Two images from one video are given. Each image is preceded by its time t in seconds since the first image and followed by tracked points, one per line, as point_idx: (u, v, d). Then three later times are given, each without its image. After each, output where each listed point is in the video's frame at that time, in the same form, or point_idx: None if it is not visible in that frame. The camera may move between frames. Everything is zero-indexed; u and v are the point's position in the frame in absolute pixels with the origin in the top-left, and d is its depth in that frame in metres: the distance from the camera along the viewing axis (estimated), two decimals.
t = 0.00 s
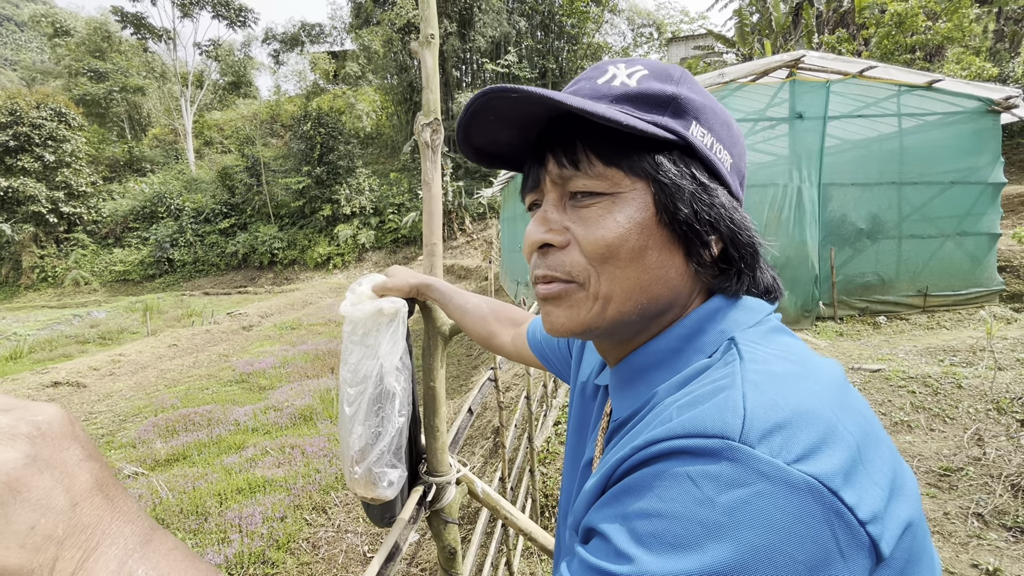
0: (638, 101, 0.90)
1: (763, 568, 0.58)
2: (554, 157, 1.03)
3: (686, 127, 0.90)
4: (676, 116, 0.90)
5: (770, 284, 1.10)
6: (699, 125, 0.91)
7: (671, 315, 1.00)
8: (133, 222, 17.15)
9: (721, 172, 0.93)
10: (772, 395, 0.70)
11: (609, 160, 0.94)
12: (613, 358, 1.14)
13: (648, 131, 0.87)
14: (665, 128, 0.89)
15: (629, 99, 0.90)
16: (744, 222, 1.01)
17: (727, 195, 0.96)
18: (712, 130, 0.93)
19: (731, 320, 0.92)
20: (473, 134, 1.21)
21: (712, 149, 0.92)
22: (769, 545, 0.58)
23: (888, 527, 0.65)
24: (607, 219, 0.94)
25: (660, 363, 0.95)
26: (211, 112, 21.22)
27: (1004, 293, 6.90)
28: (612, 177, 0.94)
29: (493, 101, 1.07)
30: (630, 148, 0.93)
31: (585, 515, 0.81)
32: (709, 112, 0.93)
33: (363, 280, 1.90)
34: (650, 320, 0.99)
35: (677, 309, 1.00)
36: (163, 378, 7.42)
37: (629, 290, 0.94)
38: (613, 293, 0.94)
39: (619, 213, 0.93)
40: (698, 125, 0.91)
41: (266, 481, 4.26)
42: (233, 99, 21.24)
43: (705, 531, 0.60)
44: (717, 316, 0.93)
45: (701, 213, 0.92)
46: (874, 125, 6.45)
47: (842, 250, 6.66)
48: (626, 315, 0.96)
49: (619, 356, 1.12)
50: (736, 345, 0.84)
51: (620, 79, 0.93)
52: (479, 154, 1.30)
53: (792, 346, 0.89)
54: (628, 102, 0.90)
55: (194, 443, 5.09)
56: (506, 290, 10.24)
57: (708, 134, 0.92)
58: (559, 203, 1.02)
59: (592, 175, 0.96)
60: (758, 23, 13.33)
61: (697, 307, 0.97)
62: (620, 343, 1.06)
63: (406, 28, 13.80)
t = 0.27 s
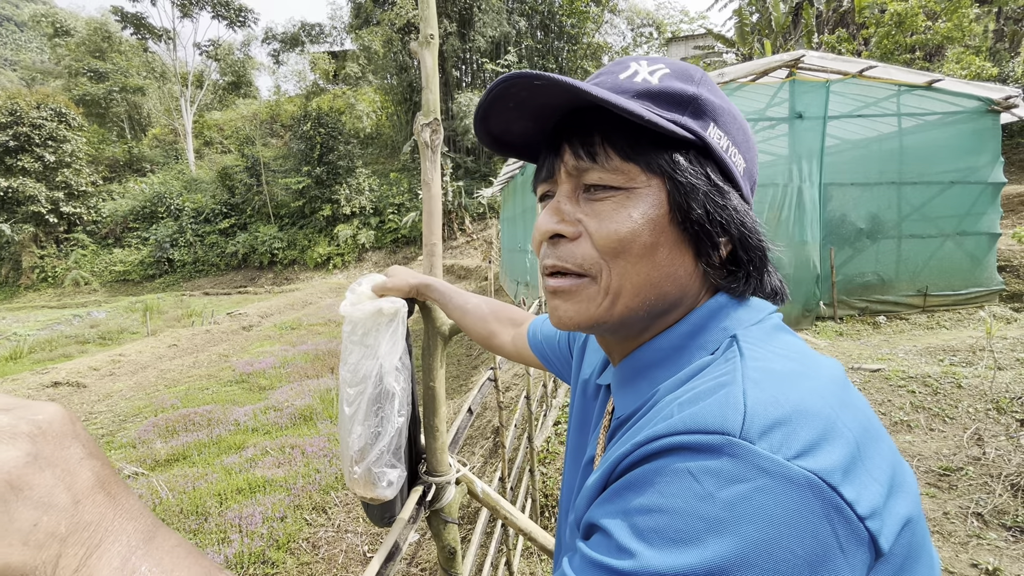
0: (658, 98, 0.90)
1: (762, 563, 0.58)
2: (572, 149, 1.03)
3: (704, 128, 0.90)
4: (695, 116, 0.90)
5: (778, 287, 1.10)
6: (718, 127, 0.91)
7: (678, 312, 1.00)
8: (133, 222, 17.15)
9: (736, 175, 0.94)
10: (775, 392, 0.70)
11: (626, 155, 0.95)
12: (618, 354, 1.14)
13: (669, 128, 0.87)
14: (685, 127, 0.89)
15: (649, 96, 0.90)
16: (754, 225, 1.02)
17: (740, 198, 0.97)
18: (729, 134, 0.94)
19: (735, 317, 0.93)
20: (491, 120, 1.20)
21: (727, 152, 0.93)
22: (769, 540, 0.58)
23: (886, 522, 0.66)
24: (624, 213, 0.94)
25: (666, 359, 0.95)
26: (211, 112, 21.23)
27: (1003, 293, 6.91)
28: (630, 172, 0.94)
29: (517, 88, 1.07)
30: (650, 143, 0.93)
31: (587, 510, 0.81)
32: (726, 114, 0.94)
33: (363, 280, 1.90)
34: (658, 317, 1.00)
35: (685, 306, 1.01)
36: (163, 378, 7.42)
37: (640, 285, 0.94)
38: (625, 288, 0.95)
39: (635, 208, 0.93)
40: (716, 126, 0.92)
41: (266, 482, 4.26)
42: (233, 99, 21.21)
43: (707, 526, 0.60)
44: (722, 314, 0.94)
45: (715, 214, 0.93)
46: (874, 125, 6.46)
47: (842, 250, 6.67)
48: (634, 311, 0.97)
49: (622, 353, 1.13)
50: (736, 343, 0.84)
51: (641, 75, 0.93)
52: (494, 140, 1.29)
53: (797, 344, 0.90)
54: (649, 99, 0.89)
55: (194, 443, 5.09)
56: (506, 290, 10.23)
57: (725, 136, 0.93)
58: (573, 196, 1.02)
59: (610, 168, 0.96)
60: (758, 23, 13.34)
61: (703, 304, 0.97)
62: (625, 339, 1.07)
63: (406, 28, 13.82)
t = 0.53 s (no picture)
0: (656, 102, 0.90)
1: (761, 561, 0.58)
2: (572, 152, 1.03)
3: (702, 131, 0.91)
4: (693, 119, 0.90)
5: (779, 288, 1.10)
6: (715, 129, 0.91)
7: (676, 313, 1.01)
8: (133, 222, 17.14)
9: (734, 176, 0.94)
10: (773, 392, 0.71)
11: (623, 157, 0.95)
12: (619, 354, 1.15)
13: (664, 132, 0.87)
14: (681, 130, 0.89)
15: (646, 99, 0.90)
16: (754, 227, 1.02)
17: (738, 199, 0.97)
18: (728, 134, 0.93)
19: (732, 319, 0.93)
20: (494, 124, 1.22)
21: (726, 153, 0.93)
22: (767, 539, 0.59)
23: (882, 521, 0.66)
24: (620, 215, 0.95)
25: (665, 360, 0.96)
26: (210, 112, 21.21)
27: (1003, 293, 6.94)
28: (627, 175, 0.94)
29: (514, 93, 1.08)
30: (646, 146, 0.94)
31: (588, 510, 0.82)
32: (725, 116, 0.94)
33: (364, 279, 1.90)
34: (656, 318, 1.00)
35: (683, 307, 1.01)
36: (163, 378, 7.42)
37: (637, 287, 0.95)
38: (621, 290, 0.95)
39: (631, 211, 0.94)
40: (715, 128, 0.92)
41: (266, 481, 4.27)
42: (233, 99, 21.17)
43: (706, 525, 0.61)
44: (721, 314, 0.94)
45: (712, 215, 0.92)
46: (874, 125, 6.47)
47: (842, 250, 6.66)
48: (632, 312, 0.98)
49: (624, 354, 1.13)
50: (736, 343, 0.85)
51: (640, 78, 0.93)
52: (497, 142, 1.31)
53: (794, 345, 0.90)
54: (646, 102, 0.90)
55: (194, 442, 5.09)
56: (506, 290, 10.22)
57: (724, 137, 0.92)
58: (572, 198, 1.03)
59: (607, 171, 0.96)
60: (758, 23, 13.35)
61: (702, 305, 0.98)
62: (625, 340, 1.07)
63: (406, 28, 13.82)
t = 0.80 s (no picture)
0: (635, 108, 0.90)
1: (749, 562, 0.58)
2: (556, 159, 1.04)
3: (682, 133, 0.89)
4: (673, 122, 0.90)
5: (775, 291, 1.08)
6: (697, 131, 0.90)
7: (662, 317, 1.01)
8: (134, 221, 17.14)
9: (719, 178, 0.92)
10: (761, 394, 0.71)
11: (603, 164, 0.95)
12: (612, 357, 1.15)
13: (641, 137, 0.87)
14: (660, 134, 0.89)
15: (626, 107, 0.91)
16: (744, 229, 0.98)
17: (725, 202, 0.95)
18: (711, 136, 0.92)
19: (721, 322, 0.92)
20: (484, 135, 1.24)
21: (710, 155, 0.91)
22: (756, 540, 0.59)
23: (873, 522, 0.66)
24: (599, 221, 0.95)
25: (654, 364, 0.96)
26: (211, 111, 21.19)
27: (1003, 294, 6.93)
28: (606, 181, 0.95)
29: (496, 106, 1.10)
30: (627, 151, 0.94)
31: (580, 512, 0.82)
32: (710, 117, 0.91)
33: (363, 279, 1.91)
34: (642, 322, 1.00)
35: (671, 310, 1.00)
36: (163, 377, 7.42)
37: (618, 291, 0.95)
38: (602, 294, 0.96)
39: (610, 216, 0.94)
40: (697, 131, 0.90)
41: (265, 481, 4.27)
42: (233, 98, 21.14)
43: (696, 526, 0.60)
44: (710, 317, 0.93)
45: (695, 217, 0.91)
46: (874, 125, 6.46)
47: (842, 250, 6.70)
48: (616, 315, 0.98)
49: (617, 357, 1.13)
50: (727, 345, 0.85)
51: (621, 85, 0.93)
52: (490, 153, 1.32)
53: (783, 347, 0.88)
54: (625, 108, 0.91)
55: (194, 441, 5.09)
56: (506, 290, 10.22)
57: (707, 139, 0.91)
58: (558, 204, 1.04)
59: (587, 178, 0.97)
60: (759, 23, 13.32)
61: (689, 310, 0.97)
62: (617, 342, 1.07)
63: (407, 27, 13.81)
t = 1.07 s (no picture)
0: (621, 108, 0.91)
1: (746, 560, 0.58)
2: (546, 160, 1.05)
3: (670, 131, 0.89)
4: (660, 120, 0.89)
5: (773, 290, 1.07)
6: (685, 128, 0.89)
7: (655, 316, 1.01)
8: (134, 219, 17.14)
9: (710, 176, 0.91)
10: (758, 391, 0.71)
11: (591, 163, 0.96)
12: (609, 355, 1.15)
13: (627, 137, 0.87)
14: (645, 133, 0.89)
15: (613, 106, 0.91)
16: (737, 228, 0.97)
17: (717, 199, 0.94)
18: (701, 132, 0.91)
19: (715, 320, 0.92)
20: (479, 139, 1.25)
21: (700, 152, 0.91)
22: (753, 537, 0.59)
23: (872, 519, 0.66)
24: (586, 220, 0.95)
25: (647, 364, 0.96)
26: (212, 109, 21.18)
27: (1004, 295, 6.92)
28: (592, 180, 0.95)
29: (487, 110, 1.12)
30: (615, 150, 0.94)
31: (576, 511, 0.82)
32: (700, 115, 0.91)
33: (364, 278, 1.91)
34: (633, 320, 1.01)
35: (663, 308, 1.00)
36: (163, 375, 7.42)
37: (605, 288, 0.95)
38: (590, 291, 0.96)
39: (596, 215, 0.94)
40: (685, 128, 0.89)
41: (265, 479, 4.27)
42: (234, 96, 21.11)
43: (693, 524, 0.60)
44: (705, 316, 0.93)
45: (683, 215, 0.90)
46: (875, 126, 6.47)
47: (842, 251, 6.72)
48: (604, 312, 0.98)
49: (613, 355, 1.13)
50: (724, 343, 0.85)
51: (609, 85, 0.94)
52: (487, 156, 1.33)
53: (778, 350, 0.87)
54: (611, 108, 0.91)
55: (194, 440, 5.09)
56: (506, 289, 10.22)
57: (695, 136, 0.90)
58: (549, 204, 1.04)
59: (574, 178, 0.98)
60: (760, 23, 13.31)
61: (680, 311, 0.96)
62: (611, 339, 1.08)
63: (408, 26, 13.80)
